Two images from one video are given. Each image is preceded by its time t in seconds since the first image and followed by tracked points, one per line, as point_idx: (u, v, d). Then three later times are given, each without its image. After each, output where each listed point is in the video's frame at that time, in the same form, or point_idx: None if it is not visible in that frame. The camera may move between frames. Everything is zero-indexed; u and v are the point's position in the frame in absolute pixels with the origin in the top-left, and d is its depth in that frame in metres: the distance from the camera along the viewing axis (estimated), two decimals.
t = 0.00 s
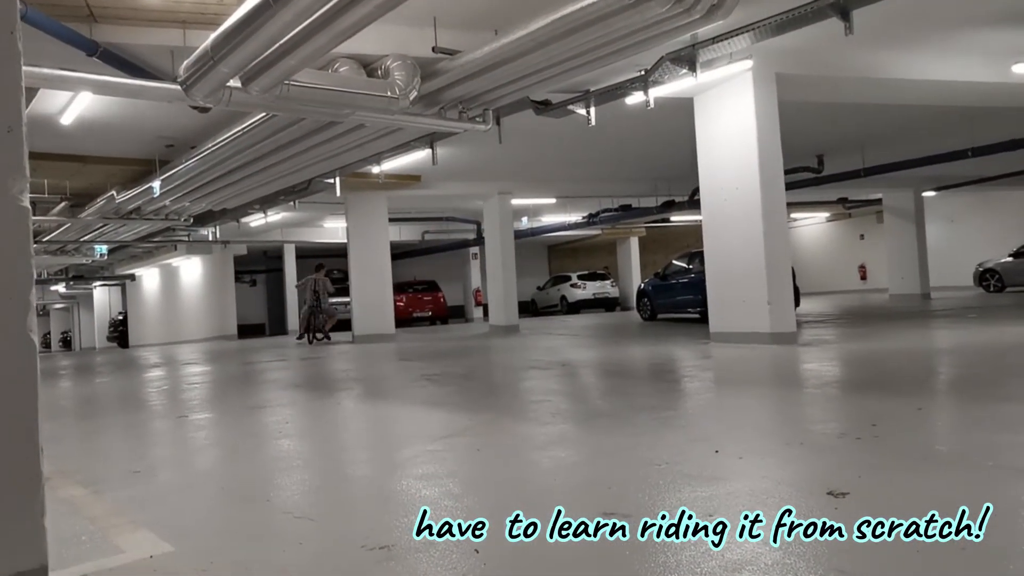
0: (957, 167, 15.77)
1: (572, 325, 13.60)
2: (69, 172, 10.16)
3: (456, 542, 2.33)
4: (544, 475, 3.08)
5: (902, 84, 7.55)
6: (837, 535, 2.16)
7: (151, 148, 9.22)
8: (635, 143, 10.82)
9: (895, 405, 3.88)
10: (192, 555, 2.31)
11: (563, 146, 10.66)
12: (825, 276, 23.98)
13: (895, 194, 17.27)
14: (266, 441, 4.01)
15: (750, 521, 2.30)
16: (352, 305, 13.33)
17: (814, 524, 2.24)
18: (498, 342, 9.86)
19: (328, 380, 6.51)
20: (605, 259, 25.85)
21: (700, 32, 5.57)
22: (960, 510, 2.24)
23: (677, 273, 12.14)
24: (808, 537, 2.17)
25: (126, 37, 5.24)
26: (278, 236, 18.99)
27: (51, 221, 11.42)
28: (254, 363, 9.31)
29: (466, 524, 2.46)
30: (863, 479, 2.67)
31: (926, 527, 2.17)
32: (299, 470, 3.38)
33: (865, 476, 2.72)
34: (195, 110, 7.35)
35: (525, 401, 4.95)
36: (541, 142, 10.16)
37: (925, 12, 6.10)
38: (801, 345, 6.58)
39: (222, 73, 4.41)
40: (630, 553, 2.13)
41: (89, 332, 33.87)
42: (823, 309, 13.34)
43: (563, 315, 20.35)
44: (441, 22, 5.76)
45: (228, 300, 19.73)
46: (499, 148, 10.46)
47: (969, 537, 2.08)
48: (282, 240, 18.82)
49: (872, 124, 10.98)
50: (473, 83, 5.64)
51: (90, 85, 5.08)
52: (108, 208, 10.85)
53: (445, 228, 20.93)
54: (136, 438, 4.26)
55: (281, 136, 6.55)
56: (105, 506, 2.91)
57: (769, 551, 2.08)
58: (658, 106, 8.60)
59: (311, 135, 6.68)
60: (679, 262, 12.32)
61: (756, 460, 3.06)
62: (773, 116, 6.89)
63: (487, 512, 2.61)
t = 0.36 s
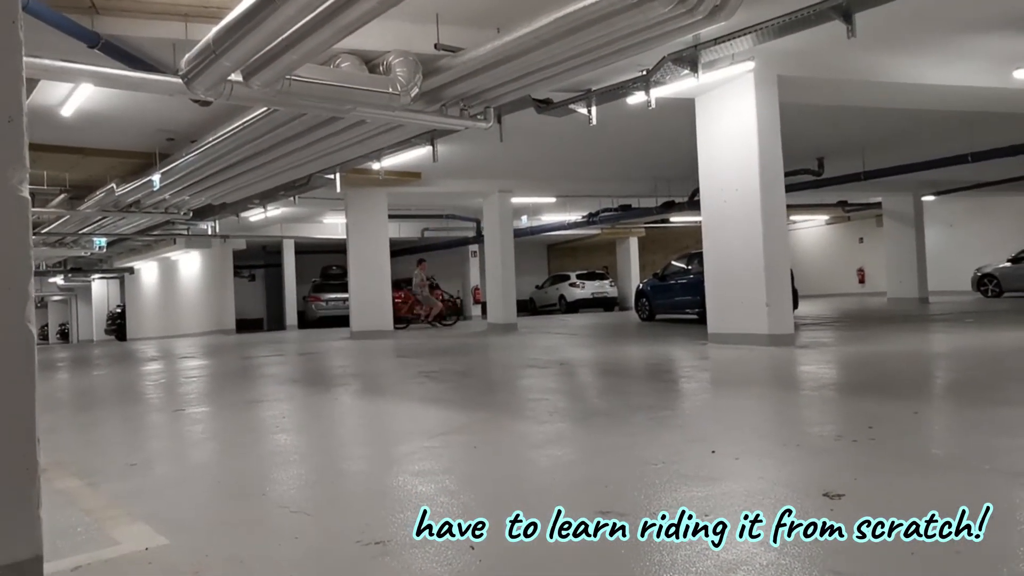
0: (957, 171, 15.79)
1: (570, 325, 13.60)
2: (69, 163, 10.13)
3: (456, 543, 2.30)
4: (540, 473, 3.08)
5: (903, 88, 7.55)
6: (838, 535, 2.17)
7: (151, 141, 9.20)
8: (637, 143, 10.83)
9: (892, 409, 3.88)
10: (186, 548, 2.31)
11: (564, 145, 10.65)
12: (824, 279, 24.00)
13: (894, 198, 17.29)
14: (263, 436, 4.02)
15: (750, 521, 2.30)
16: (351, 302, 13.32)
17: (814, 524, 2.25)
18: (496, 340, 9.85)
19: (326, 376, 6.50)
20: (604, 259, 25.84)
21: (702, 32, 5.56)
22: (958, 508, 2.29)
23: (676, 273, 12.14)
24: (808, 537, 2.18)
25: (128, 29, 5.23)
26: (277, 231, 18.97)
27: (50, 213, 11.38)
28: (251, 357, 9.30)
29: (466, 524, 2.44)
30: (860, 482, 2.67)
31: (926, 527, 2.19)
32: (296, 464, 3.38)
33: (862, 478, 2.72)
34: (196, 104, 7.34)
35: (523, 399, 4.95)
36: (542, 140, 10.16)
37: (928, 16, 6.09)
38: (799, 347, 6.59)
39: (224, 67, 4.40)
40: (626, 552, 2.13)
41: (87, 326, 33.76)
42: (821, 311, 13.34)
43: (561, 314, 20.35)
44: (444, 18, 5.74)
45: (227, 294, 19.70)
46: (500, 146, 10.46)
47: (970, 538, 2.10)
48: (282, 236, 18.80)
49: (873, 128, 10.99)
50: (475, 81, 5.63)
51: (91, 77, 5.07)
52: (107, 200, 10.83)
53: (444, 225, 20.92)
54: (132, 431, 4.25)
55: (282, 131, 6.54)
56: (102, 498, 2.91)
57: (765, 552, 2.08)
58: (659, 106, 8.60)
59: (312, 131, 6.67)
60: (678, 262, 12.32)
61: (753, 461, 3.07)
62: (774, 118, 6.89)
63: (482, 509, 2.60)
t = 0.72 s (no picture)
0: (912, 184, 16.29)
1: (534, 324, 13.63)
2: (22, 145, 9.78)
3: (457, 543, 2.28)
4: (499, 472, 3.09)
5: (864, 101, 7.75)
6: (838, 535, 2.24)
7: (110, 126, 8.94)
8: (604, 145, 10.91)
9: (845, 413, 4.00)
10: (137, 544, 2.26)
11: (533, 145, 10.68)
12: (782, 284, 24.53)
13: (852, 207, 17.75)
14: (218, 429, 3.94)
15: (751, 521, 2.35)
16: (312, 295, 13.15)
17: (814, 524, 2.31)
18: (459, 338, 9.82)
19: (285, 370, 6.40)
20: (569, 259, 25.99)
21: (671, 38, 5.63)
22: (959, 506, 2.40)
23: (639, 275, 12.28)
24: (809, 537, 2.24)
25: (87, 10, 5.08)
26: (239, 222, 18.62)
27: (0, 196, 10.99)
28: (209, 350, 9.11)
29: (466, 524, 2.41)
30: (812, 485, 2.74)
31: (926, 526, 2.27)
32: (252, 459, 3.33)
33: (813, 481, 2.80)
34: (158, 90, 7.16)
35: (485, 397, 4.95)
36: (510, 139, 10.17)
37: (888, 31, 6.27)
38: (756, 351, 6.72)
39: (189, 53, 4.30)
40: (584, 553, 2.16)
41: (37, 314, 32.69)
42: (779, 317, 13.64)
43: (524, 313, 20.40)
44: (414, 13, 5.70)
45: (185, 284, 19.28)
46: (468, 144, 10.44)
47: (970, 538, 2.18)
48: (243, 227, 18.46)
49: (834, 138, 11.26)
50: (444, 77, 5.61)
51: (47, 57, 4.90)
52: (62, 185, 10.49)
53: (410, 221, 20.78)
54: (82, 423, 4.14)
55: (245, 120, 6.42)
56: (49, 491, 2.83)
57: (718, 553, 2.13)
58: (627, 109, 8.69)
59: (276, 121, 6.56)
60: (642, 265, 12.47)
61: (709, 462, 3.13)
62: (739, 124, 7.00)
63: (440, 507, 2.60)
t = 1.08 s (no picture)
0: (886, 192, 16.60)
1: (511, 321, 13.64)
2: None
3: (457, 543, 2.26)
4: (477, 469, 3.09)
5: (842, 109, 7.88)
6: (838, 535, 2.33)
7: (86, 109, 8.74)
8: (587, 144, 10.93)
9: (819, 418, 4.07)
10: (110, 535, 2.23)
11: (515, 142, 10.68)
12: (757, 287, 24.87)
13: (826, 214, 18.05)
14: (191, 421, 3.89)
15: (750, 521, 2.41)
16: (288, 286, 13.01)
17: (814, 524, 2.40)
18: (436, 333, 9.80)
19: (261, 362, 6.33)
20: (547, 256, 26.07)
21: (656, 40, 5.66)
22: (959, 510, 2.54)
23: (617, 275, 12.36)
24: (808, 536, 2.32)
25: None
26: (215, 210, 18.34)
27: None
28: (182, 339, 8.98)
29: (467, 524, 2.39)
30: (786, 488, 2.80)
31: (926, 527, 2.38)
32: (226, 452, 3.29)
33: (786, 484, 2.85)
34: (137, 74, 7.02)
35: (461, 393, 4.96)
36: (494, 135, 10.16)
37: (867, 41, 6.38)
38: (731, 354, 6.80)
39: (171, 39, 4.22)
40: (561, 551, 2.18)
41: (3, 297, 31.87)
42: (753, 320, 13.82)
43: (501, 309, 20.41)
44: (400, 6, 5.68)
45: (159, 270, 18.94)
46: (452, 139, 10.40)
47: (969, 537, 2.29)
48: (219, 215, 18.19)
49: (814, 145, 11.42)
50: (429, 71, 5.59)
51: (23, 37, 4.78)
52: (33, 167, 10.23)
53: (388, 214, 20.65)
54: (50, 411, 4.05)
55: (225, 108, 6.33)
56: (17, 481, 2.77)
57: (695, 554, 2.16)
58: (610, 109, 8.72)
59: (257, 110, 6.49)
60: (620, 265, 12.55)
61: (684, 464, 3.17)
62: (720, 129, 7.07)
63: (417, 504, 2.60)
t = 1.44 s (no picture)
0: (813, 199, 17.35)
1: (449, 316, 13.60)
2: None
3: (458, 543, 2.25)
4: (407, 464, 3.10)
5: (771, 117, 8.18)
6: (838, 535, 2.42)
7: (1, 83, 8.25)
8: (527, 141, 10.99)
9: (743, 416, 4.24)
10: (17, 534, 2.12)
11: (457, 137, 10.66)
12: (689, 287, 25.58)
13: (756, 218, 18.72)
14: (110, 414, 3.73)
15: (750, 521, 2.49)
16: (218, 276, 12.62)
17: (814, 524, 2.49)
18: (372, 327, 9.69)
19: (189, 353, 6.12)
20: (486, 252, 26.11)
21: (596, 41, 5.72)
22: (960, 510, 2.67)
23: (553, 272, 12.49)
24: (809, 536, 2.41)
25: None
26: (141, 195, 17.59)
27: None
28: (102, 328, 8.58)
29: (465, 523, 2.38)
30: (707, 483, 2.93)
31: (927, 528, 2.50)
32: (146, 446, 3.17)
33: (710, 480, 2.96)
34: (59, 49, 6.67)
35: (394, 388, 4.93)
36: (435, 129, 10.11)
37: (796, 52, 6.65)
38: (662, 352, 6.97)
39: (96, 15, 4.02)
40: (488, 546, 2.22)
41: None
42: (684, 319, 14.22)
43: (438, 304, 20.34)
44: None
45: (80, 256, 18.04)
46: (393, 131, 10.29)
47: (970, 538, 2.42)
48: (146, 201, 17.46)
49: (746, 150, 11.81)
50: (369, 62, 5.52)
51: None
52: None
53: (325, 204, 20.25)
54: None
55: (154, 90, 6.09)
56: None
57: (618, 548, 2.24)
58: (551, 108, 8.80)
59: (188, 95, 6.26)
60: (557, 262, 12.67)
61: (613, 460, 3.26)
62: (657, 131, 7.23)
63: (344, 500, 2.58)
